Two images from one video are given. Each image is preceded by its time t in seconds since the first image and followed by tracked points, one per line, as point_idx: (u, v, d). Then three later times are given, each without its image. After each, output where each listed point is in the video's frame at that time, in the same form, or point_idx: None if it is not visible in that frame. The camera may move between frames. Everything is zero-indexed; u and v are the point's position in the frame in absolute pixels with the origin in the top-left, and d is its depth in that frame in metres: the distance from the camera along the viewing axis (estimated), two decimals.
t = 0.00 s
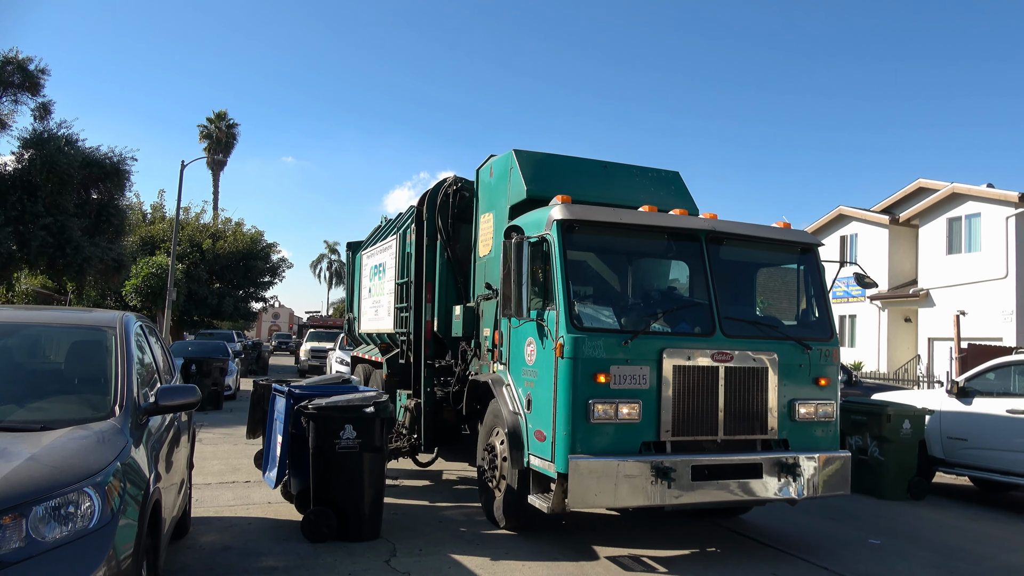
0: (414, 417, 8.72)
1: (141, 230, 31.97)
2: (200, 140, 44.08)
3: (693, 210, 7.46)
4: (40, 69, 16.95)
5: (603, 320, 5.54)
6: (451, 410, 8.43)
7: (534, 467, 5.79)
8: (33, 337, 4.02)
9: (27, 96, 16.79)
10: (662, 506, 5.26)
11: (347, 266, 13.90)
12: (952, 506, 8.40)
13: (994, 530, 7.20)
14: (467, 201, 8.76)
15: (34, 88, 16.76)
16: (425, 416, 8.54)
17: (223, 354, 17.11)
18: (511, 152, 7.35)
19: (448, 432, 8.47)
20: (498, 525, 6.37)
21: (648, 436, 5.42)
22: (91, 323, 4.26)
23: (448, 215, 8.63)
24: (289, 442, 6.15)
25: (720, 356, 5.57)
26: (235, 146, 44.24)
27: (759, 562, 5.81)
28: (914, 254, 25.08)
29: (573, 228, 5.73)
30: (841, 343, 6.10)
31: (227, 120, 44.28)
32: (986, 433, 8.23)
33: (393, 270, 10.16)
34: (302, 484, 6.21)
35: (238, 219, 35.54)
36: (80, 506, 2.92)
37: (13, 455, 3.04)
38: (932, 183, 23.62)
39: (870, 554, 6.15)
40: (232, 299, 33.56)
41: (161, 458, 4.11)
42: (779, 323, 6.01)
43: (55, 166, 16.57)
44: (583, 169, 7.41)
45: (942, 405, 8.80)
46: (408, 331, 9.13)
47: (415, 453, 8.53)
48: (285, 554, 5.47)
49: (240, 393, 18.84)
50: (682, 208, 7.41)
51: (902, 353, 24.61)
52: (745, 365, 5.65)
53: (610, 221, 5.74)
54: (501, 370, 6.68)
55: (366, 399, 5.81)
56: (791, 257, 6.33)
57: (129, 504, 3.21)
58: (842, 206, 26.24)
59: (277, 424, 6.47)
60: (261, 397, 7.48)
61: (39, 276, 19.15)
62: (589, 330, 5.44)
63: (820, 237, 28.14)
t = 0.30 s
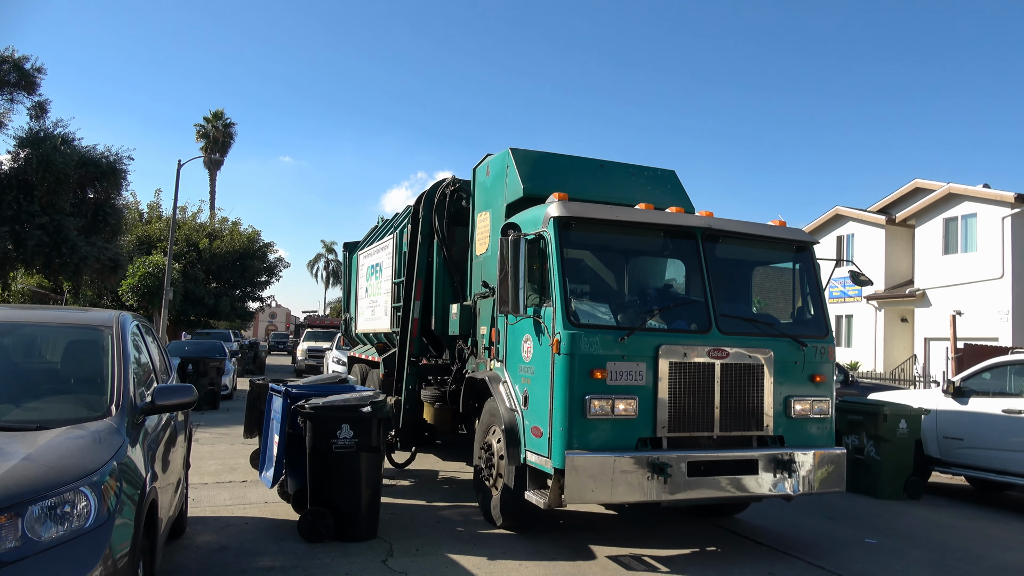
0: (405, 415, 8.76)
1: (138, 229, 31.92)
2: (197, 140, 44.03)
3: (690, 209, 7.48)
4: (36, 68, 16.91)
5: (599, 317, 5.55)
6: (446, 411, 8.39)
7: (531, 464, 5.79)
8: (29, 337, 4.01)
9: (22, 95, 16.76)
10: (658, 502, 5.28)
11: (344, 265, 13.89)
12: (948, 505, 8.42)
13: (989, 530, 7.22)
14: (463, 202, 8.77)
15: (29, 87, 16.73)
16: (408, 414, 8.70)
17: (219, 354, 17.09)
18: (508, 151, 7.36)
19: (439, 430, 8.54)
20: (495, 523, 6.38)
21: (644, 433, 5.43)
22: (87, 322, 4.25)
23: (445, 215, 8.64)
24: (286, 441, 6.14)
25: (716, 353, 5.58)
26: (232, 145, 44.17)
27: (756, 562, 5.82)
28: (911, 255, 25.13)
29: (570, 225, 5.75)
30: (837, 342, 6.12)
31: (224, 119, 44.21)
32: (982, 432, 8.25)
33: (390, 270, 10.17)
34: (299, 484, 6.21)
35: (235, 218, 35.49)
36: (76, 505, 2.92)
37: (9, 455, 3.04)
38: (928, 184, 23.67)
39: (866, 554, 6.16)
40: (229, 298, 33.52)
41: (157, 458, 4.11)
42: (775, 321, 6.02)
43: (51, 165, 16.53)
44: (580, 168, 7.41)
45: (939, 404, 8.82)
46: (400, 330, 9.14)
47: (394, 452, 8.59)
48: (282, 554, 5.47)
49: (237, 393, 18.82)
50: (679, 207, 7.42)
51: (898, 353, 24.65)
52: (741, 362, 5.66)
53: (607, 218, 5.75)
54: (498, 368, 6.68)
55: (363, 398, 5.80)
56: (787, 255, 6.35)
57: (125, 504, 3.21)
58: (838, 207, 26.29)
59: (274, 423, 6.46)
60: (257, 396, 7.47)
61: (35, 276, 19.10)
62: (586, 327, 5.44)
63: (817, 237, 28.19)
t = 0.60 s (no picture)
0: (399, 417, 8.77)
1: (135, 229, 31.88)
2: (194, 139, 43.97)
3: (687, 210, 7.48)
4: (33, 68, 16.88)
5: (596, 319, 5.55)
6: (442, 411, 8.47)
7: (528, 465, 5.79)
8: (26, 336, 4.00)
9: (19, 94, 16.73)
10: (655, 504, 5.28)
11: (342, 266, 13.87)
12: (945, 505, 8.43)
13: (986, 530, 7.23)
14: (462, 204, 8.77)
15: (27, 87, 16.70)
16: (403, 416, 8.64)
17: (216, 354, 17.07)
18: (505, 151, 7.36)
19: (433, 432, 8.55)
20: (492, 524, 6.37)
21: (641, 434, 5.43)
22: (85, 322, 4.25)
23: (443, 217, 8.64)
24: (283, 442, 6.13)
25: (713, 355, 5.59)
26: (229, 145, 44.13)
27: (753, 562, 5.83)
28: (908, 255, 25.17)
29: (567, 227, 5.75)
30: (833, 343, 6.13)
31: (221, 119, 44.16)
32: (978, 433, 8.27)
33: (388, 270, 10.16)
34: (296, 484, 6.19)
35: (232, 218, 35.47)
36: (73, 506, 2.92)
37: (5, 454, 3.03)
38: (925, 184, 23.71)
39: (862, 554, 6.17)
40: (226, 298, 33.49)
41: (154, 458, 4.11)
42: (772, 322, 6.03)
43: (48, 165, 16.50)
44: (578, 169, 7.42)
45: (935, 405, 8.84)
46: (396, 331, 9.16)
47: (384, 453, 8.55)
48: (279, 554, 5.46)
49: (234, 393, 18.79)
50: (676, 207, 7.43)
51: (895, 353, 24.67)
52: (738, 364, 5.66)
53: (604, 220, 5.76)
54: (495, 369, 6.67)
55: (361, 399, 5.79)
56: (785, 256, 6.36)
57: (123, 504, 3.20)
58: (836, 207, 26.34)
59: (271, 424, 6.45)
60: (253, 396, 7.46)
61: (32, 276, 19.06)
62: (583, 328, 5.44)
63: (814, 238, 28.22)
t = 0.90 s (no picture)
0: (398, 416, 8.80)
1: (132, 229, 31.83)
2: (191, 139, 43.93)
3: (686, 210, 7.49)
4: (30, 67, 16.84)
5: (595, 318, 5.55)
6: (440, 411, 8.52)
7: (526, 465, 5.79)
8: (22, 337, 4.00)
9: (16, 94, 16.69)
10: (653, 503, 5.28)
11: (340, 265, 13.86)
12: (942, 505, 8.44)
13: (983, 530, 7.23)
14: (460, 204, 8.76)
15: (23, 86, 16.66)
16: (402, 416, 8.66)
17: (214, 354, 17.06)
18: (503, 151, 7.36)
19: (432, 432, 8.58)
20: (490, 524, 6.37)
21: (639, 434, 5.43)
22: (82, 322, 4.24)
23: (441, 217, 8.63)
24: (281, 442, 6.12)
25: (711, 354, 5.59)
26: (227, 145, 44.08)
27: (751, 561, 5.83)
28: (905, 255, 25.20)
29: (566, 226, 5.75)
30: (831, 343, 6.14)
31: (219, 118, 44.11)
32: (975, 433, 8.28)
33: (386, 270, 10.15)
34: (294, 484, 6.19)
35: (230, 218, 35.44)
36: (70, 506, 2.91)
37: (2, 455, 3.02)
38: (923, 185, 23.74)
39: (860, 554, 6.17)
40: (224, 299, 33.47)
41: (152, 458, 4.10)
42: (771, 322, 6.04)
43: (45, 165, 16.45)
44: (576, 169, 7.42)
45: (933, 405, 8.86)
46: (394, 330, 9.18)
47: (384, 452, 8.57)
48: (277, 555, 5.46)
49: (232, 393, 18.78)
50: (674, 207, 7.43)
51: (892, 353, 24.70)
52: (736, 364, 5.67)
53: (603, 220, 5.76)
54: (494, 368, 6.67)
55: (358, 399, 5.79)
56: (783, 256, 6.37)
57: (119, 505, 3.19)
58: (833, 207, 26.37)
59: (269, 424, 6.44)
60: (251, 396, 7.45)
61: (29, 276, 19.03)
62: (582, 328, 5.44)
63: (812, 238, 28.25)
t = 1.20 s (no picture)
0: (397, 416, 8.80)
1: (132, 230, 31.82)
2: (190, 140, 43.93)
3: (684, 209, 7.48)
4: (28, 68, 16.85)
5: (594, 318, 5.55)
6: (440, 411, 8.51)
7: (526, 465, 5.79)
8: (21, 339, 3.99)
9: (15, 95, 16.70)
10: (652, 503, 5.28)
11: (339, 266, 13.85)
12: (942, 504, 8.45)
13: (982, 529, 7.24)
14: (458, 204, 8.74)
15: (22, 87, 16.66)
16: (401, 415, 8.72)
17: (214, 354, 17.06)
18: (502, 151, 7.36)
19: (433, 432, 8.56)
20: (490, 524, 6.37)
21: (639, 434, 5.43)
22: (81, 323, 4.23)
23: (438, 216, 8.63)
24: (281, 442, 6.13)
25: (711, 354, 5.59)
26: (226, 145, 44.07)
27: (750, 561, 5.84)
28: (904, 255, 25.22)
29: (565, 226, 5.75)
30: (830, 343, 6.15)
31: (218, 119, 44.09)
32: (975, 432, 8.29)
33: (385, 270, 10.15)
34: (294, 485, 6.19)
35: (229, 219, 35.44)
36: (69, 508, 2.91)
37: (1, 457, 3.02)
38: (922, 184, 23.75)
39: (859, 553, 6.18)
40: (223, 299, 33.46)
41: (151, 459, 4.09)
42: (770, 322, 6.04)
43: (44, 166, 16.46)
44: (575, 169, 7.42)
45: (932, 404, 8.87)
46: (393, 331, 9.18)
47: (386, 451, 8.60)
48: (277, 555, 5.45)
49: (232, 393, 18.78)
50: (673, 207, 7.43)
51: (891, 353, 24.71)
52: (736, 363, 5.67)
53: (602, 219, 5.76)
54: (493, 369, 6.66)
55: (357, 399, 5.78)
56: (782, 256, 6.37)
57: (119, 506, 3.19)
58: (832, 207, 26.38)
59: (269, 425, 6.44)
60: (250, 397, 7.44)
61: (29, 277, 19.03)
62: (581, 328, 5.45)
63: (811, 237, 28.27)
